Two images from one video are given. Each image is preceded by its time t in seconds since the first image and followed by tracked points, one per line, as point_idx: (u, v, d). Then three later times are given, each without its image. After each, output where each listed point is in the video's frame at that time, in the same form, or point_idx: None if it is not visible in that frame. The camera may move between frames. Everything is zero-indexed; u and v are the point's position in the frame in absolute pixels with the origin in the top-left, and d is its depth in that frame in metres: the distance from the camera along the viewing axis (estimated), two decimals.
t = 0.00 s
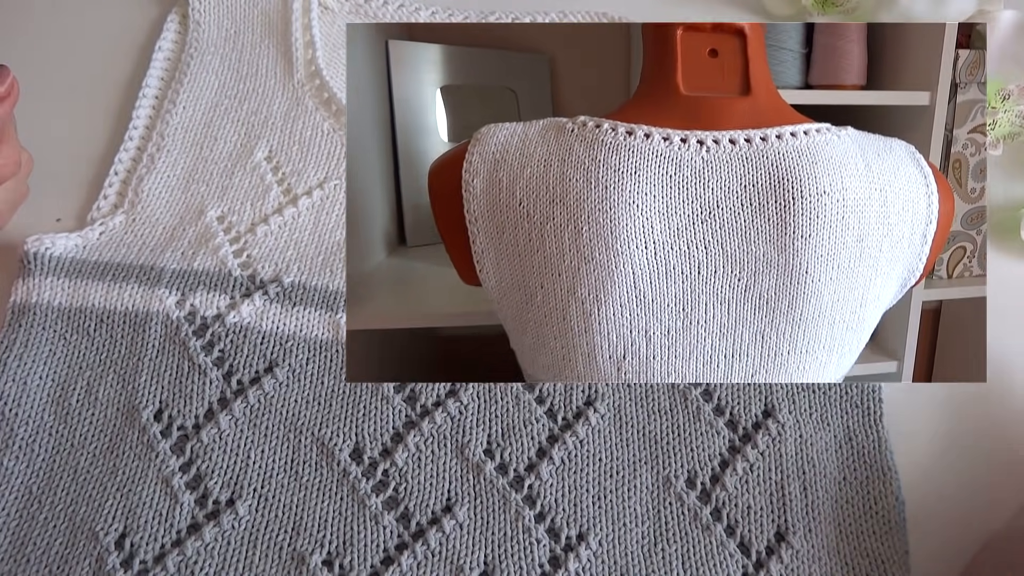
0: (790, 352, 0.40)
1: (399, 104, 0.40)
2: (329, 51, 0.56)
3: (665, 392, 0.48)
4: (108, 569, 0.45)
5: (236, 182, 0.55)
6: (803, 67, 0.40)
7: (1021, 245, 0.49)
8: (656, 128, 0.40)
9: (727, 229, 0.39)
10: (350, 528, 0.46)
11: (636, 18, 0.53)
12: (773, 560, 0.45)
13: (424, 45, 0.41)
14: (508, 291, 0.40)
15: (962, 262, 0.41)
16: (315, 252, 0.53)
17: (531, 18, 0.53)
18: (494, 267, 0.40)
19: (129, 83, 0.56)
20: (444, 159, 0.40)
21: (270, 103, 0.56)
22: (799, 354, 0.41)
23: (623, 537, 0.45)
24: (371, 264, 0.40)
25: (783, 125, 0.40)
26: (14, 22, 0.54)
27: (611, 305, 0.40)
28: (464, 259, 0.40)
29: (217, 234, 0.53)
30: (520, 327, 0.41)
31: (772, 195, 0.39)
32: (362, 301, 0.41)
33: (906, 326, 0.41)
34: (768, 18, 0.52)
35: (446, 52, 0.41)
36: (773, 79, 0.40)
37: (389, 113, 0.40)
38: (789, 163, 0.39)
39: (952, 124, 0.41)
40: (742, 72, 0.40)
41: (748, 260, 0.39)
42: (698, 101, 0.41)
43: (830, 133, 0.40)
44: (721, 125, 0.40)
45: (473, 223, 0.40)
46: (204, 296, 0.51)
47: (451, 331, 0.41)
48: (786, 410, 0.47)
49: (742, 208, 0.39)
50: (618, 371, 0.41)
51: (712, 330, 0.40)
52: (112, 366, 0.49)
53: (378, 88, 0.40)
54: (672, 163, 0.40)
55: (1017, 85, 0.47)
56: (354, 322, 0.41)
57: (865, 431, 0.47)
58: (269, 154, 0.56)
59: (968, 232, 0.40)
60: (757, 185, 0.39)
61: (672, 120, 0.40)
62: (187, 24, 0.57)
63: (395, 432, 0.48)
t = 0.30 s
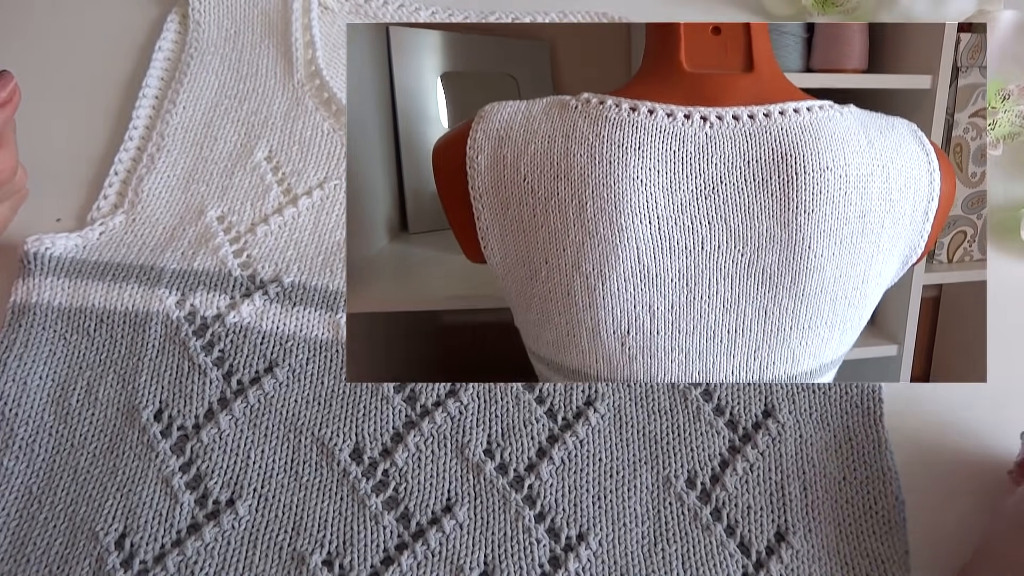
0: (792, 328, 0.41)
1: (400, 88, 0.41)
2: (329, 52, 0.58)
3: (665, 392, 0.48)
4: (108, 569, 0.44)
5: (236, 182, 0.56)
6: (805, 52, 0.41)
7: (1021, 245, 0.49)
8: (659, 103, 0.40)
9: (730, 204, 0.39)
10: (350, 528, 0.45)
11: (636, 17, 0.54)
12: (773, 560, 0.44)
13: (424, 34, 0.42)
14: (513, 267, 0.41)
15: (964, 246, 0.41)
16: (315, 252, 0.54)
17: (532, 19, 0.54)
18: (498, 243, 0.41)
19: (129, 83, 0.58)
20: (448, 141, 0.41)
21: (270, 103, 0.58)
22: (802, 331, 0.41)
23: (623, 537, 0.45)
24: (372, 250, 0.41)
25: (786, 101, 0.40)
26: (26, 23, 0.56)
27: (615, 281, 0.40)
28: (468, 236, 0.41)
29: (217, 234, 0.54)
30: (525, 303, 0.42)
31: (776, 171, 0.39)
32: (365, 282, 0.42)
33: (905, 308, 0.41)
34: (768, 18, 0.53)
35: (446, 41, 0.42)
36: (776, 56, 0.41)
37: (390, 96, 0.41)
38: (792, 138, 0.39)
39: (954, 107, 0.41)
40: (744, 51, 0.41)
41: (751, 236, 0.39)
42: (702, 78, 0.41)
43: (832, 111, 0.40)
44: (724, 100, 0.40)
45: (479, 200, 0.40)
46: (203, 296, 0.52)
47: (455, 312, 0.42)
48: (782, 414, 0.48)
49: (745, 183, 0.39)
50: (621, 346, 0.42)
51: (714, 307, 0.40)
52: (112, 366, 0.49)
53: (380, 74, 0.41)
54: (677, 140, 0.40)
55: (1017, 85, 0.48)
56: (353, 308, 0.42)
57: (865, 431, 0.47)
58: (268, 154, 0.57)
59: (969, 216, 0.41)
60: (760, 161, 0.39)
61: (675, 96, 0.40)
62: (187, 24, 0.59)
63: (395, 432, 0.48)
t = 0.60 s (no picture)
0: (793, 301, 0.41)
1: (398, 76, 0.42)
2: (328, 52, 0.60)
3: (664, 392, 0.49)
4: (107, 569, 0.43)
5: (236, 181, 0.57)
6: (805, 37, 0.42)
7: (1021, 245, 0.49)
8: (660, 78, 0.41)
9: (730, 177, 0.39)
10: (350, 528, 0.45)
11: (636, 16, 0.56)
12: (773, 560, 0.44)
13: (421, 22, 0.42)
14: (515, 242, 0.42)
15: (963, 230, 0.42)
16: (315, 252, 0.54)
17: (531, 18, 0.55)
18: (500, 218, 0.42)
19: (129, 83, 0.60)
20: (447, 122, 0.42)
21: (270, 103, 0.59)
22: (802, 304, 0.41)
23: (623, 537, 0.45)
24: (374, 234, 0.43)
25: (788, 75, 0.40)
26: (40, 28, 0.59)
27: (615, 254, 0.41)
28: (468, 212, 0.42)
29: (217, 234, 0.54)
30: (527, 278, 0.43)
31: (776, 143, 0.39)
32: (366, 264, 0.43)
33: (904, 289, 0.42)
34: (769, 18, 0.54)
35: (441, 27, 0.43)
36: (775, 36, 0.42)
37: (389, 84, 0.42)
38: (793, 112, 0.39)
39: (954, 90, 0.41)
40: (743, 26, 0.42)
41: (753, 208, 0.40)
42: (703, 52, 0.41)
43: (832, 85, 0.40)
44: (725, 73, 0.41)
45: (479, 173, 0.41)
46: (204, 296, 0.52)
47: (459, 295, 0.43)
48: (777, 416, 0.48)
49: (746, 155, 0.39)
50: (624, 320, 0.42)
51: (715, 281, 0.41)
52: (112, 366, 0.49)
53: (379, 64, 0.43)
54: (677, 113, 0.40)
55: (1017, 84, 0.49)
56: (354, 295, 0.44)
57: (865, 431, 0.47)
58: (268, 154, 0.58)
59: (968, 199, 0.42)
60: (761, 136, 0.39)
61: (676, 70, 0.41)
62: (187, 24, 0.62)
63: (395, 432, 0.48)
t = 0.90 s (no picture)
0: (793, 276, 0.41)
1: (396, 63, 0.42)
2: (329, 52, 0.60)
3: (664, 392, 0.49)
4: (107, 569, 0.43)
5: (236, 182, 0.57)
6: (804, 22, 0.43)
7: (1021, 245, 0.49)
8: (661, 51, 0.40)
9: (731, 150, 0.39)
10: (350, 528, 0.45)
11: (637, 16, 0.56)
12: (773, 560, 0.44)
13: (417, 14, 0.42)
14: (515, 217, 0.42)
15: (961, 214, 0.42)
16: (315, 252, 0.54)
17: (531, 16, 0.55)
18: (501, 192, 0.42)
19: (130, 83, 0.60)
20: (444, 100, 0.41)
21: (269, 103, 0.59)
22: (802, 280, 0.41)
23: (623, 537, 0.44)
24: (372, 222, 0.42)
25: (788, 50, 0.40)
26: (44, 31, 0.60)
27: (615, 235, 0.41)
28: (469, 190, 0.42)
29: (217, 234, 0.54)
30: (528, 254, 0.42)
31: (777, 116, 0.39)
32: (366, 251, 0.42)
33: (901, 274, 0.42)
34: (768, 17, 0.56)
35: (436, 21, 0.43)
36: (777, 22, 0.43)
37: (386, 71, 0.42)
38: (793, 85, 0.39)
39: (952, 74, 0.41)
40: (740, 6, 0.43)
41: (754, 182, 0.40)
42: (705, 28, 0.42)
43: (832, 60, 0.40)
44: (726, 47, 0.41)
45: (479, 147, 0.41)
46: (203, 296, 0.52)
47: (458, 280, 0.43)
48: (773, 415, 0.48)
49: (748, 128, 0.39)
50: (624, 294, 0.42)
51: (715, 256, 0.41)
52: (112, 366, 0.49)
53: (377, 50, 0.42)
54: (679, 86, 0.40)
55: (1017, 85, 0.49)
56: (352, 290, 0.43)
57: (865, 430, 0.47)
58: (268, 155, 0.58)
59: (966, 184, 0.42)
60: (761, 111, 0.39)
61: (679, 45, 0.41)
62: (186, 24, 0.62)
63: (395, 432, 0.48)
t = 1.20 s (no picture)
0: (794, 253, 0.41)
1: (397, 59, 0.43)
2: (328, 52, 0.60)
3: (664, 392, 0.49)
4: (107, 569, 0.43)
5: (236, 181, 0.57)
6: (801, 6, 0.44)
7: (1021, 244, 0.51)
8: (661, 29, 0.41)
9: (732, 124, 0.39)
10: (350, 528, 0.45)
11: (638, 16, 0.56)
12: (773, 560, 0.44)
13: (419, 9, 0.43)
14: (518, 194, 0.42)
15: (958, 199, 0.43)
16: (315, 252, 0.54)
17: (531, 16, 0.56)
18: (505, 169, 0.42)
19: (130, 83, 0.60)
20: (447, 84, 0.42)
21: (269, 103, 0.59)
22: (802, 257, 0.41)
23: (623, 537, 0.44)
24: (372, 210, 0.43)
25: (787, 28, 0.40)
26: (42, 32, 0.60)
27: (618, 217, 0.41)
28: (472, 170, 0.42)
29: (217, 234, 0.54)
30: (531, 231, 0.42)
31: (777, 93, 0.39)
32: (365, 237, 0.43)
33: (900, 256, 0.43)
34: (769, 18, 0.56)
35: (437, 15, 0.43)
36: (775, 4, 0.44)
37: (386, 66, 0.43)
38: (793, 60, 0.39)
39: (950, 60, 0.42)
40: None
41: (755, 157, 0.40)
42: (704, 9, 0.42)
43: (831, 37, 0.40)
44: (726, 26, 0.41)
45: (482, 124, 0.41)
46: (204, 296, 0.52)
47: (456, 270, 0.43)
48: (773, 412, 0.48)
49: (747, 105, 0.39)
50: (627, 270, 0.42)
51: (717, 233, 0.41)
52: (112, 366, 0.49)
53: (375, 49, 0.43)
54: (680, 62, 0.40)
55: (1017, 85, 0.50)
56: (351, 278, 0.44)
57: (865, 431, 0.47)
58: (268, 154, 0.58)
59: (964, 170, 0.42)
60: (760, 87, 0.39)
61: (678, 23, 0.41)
62: (186, 24, 0.62)
63: (395, 432, 0.48)
